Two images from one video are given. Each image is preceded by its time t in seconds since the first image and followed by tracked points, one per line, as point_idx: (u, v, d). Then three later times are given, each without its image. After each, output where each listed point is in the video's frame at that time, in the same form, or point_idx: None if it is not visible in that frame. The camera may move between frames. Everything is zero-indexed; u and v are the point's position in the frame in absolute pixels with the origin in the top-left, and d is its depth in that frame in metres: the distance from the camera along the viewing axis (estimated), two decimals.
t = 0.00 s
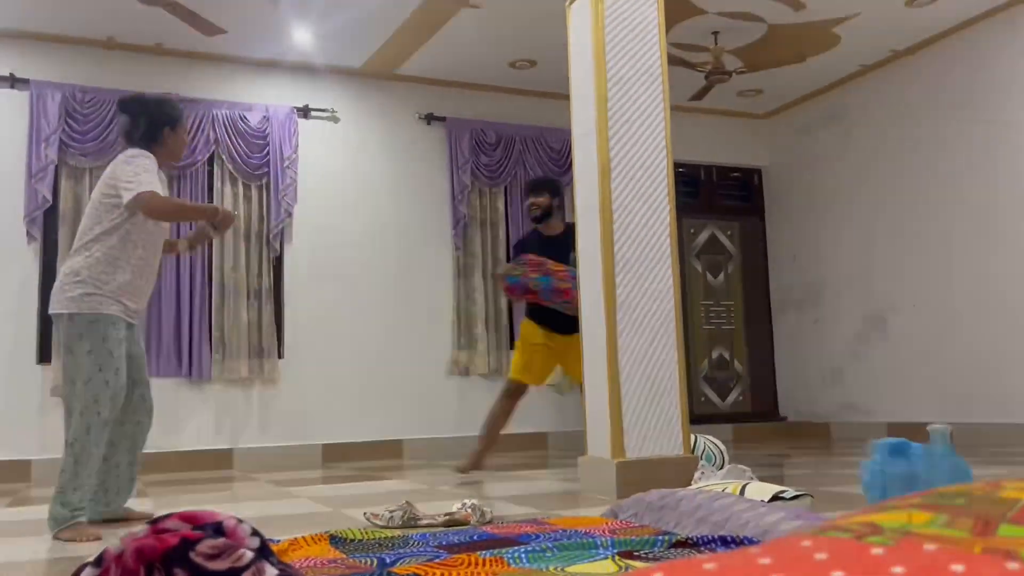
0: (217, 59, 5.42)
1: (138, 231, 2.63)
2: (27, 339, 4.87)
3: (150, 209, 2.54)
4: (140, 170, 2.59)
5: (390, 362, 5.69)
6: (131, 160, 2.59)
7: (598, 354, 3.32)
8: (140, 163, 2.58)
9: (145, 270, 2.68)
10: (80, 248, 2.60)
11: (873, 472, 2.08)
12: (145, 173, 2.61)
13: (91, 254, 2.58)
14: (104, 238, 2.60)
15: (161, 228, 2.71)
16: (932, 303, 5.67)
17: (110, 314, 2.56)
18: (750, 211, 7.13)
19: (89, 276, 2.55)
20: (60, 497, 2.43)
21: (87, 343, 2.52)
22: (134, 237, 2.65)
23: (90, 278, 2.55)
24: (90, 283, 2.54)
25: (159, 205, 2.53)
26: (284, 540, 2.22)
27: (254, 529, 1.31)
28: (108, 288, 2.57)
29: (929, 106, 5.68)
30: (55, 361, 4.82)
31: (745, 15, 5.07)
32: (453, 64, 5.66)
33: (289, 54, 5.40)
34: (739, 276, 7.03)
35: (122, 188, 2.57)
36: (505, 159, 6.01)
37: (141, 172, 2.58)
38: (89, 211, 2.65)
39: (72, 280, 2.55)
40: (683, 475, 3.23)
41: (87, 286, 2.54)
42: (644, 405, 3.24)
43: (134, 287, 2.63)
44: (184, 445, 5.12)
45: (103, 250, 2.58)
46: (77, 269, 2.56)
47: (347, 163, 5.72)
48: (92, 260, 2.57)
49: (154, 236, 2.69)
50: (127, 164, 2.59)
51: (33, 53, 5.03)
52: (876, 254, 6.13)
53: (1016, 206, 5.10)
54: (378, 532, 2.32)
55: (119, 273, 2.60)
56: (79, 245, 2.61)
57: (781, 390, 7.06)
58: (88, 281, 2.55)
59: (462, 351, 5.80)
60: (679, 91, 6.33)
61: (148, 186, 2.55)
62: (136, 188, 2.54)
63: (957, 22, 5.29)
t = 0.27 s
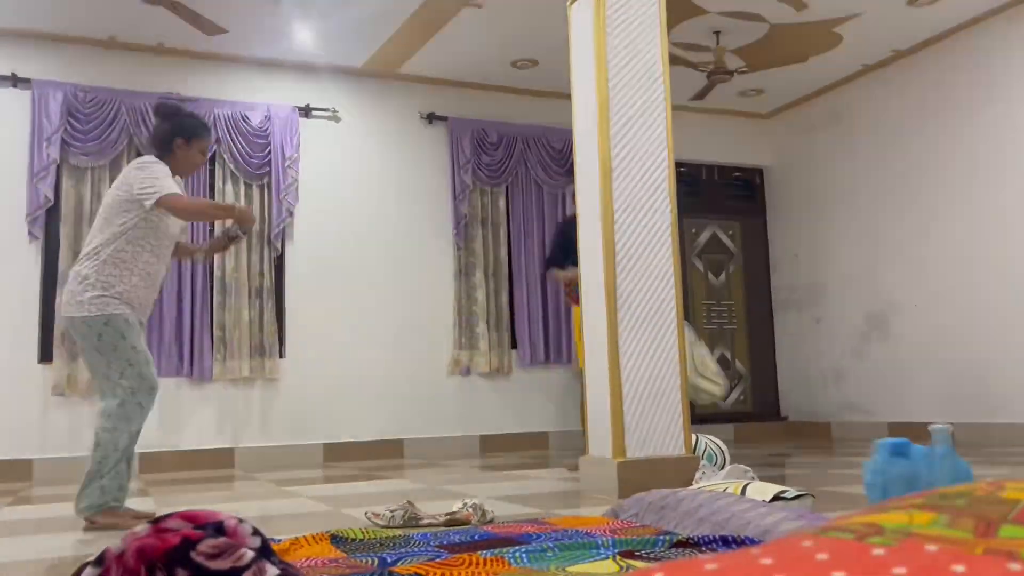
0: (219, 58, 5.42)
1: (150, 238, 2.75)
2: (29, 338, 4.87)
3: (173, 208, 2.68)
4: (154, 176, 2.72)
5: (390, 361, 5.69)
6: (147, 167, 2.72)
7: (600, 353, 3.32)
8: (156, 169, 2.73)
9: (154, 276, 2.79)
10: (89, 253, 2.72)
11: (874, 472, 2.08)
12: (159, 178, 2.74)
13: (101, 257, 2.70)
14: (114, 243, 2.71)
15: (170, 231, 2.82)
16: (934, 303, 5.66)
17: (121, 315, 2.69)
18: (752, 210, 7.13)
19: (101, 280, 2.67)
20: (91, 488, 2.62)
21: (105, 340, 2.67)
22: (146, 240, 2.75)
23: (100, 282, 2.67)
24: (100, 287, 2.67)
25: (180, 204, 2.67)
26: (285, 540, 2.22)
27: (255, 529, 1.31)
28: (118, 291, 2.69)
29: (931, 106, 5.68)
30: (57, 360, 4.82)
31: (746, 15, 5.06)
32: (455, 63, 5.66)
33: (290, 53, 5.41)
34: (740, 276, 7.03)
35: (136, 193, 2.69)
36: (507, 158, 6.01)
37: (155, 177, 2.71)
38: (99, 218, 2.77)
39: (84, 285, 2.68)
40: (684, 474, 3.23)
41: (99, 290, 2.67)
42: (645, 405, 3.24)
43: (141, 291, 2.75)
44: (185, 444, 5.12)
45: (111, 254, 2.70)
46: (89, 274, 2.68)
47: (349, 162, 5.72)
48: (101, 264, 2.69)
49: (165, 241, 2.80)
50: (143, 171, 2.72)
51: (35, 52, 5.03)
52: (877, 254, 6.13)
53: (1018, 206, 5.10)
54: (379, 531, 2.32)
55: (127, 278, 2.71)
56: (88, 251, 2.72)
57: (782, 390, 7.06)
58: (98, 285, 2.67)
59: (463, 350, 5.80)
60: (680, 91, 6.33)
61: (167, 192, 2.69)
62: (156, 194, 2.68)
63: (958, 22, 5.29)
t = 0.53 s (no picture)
0: (219, 57, 5.42)
1: (160, 244, 2.76)
2: (29, 337, 4.88)
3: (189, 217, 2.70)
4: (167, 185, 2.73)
5: (391, 360, 5.69)
6: (160, 175, 2.72)
7: (600, 352, 3.32)
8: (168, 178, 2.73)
9: (162, 281, 2.81)
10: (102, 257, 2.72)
11: (875, 471, 2.08)
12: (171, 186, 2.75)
13: (110, 262, 2.71)
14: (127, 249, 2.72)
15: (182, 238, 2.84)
16: (934, 302, 5.67)
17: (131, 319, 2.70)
18: (752, 210, 7.15)
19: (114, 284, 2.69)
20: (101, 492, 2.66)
21: (110, 347, 2.67)
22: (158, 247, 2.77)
23: (110, 288, 2.68)
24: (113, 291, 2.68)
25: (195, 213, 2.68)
26: (285, 538, 2.22)
27: (256, 527, 1.31)
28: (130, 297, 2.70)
29: (931, 105, 5.69)
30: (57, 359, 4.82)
31: (747, 14, 5.06)
32: (455, 62, 5.66)
33: (290, 53, 5.41)
34: (740, 275, 7.04)
35: (149, 202, 2.70)
36: (507, 157, 6.01)
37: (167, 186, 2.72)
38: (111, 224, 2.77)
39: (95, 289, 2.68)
40: (684, 473, 3.24)
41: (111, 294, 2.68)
42: (645, 404, 3.24)
43: (149, 296, 2.77)
44: (185, 443, 5.13)
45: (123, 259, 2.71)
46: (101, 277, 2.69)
47: (349, 161, 5.72)
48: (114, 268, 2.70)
49: (174, 247, 2.82)
50: (156, 179, 2.72)
51: (36, 51, 5.03)
52: (877, 253, 6.13)
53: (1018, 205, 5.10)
54: (380, 529, 2.32)
55: (137, 284, 2.73)
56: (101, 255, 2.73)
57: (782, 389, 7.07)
58: (110, 290, 2.68)
59: (464, 349, 5.81)
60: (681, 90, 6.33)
61: (183, 202, 2.70)
62: (171, 204, 2.69)
63: (958, 21, 5.29)
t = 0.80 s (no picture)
0: (219, 55, 5.41)
1: (183, 253, 2.85)
2: (28, 335, 4.87)
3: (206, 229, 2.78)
4: (188, 196, 2.82)
5: (390, 359, 5.69)
6: (182, 187, 2.82)
7: (599, 351, 3.32)
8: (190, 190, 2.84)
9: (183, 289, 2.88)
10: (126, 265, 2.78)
11: (875, 470, 2.07)
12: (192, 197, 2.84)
13: (135, 270, 2.77)
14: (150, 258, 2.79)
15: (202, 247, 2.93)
16: (933, 302, 5.67)
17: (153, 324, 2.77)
18: (751, 208, 7.20)
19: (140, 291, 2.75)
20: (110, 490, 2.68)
21: (132, 348, 2.73)
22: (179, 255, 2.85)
23: (136, 294, 2.75)
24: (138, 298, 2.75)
25: (213, 226, 2.77)
26: (284, 536, 2.22)
27: (255, 524, 1.31)
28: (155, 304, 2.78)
29: (931, 104, 5.68)
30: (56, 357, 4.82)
31: (747, 13, 5.06)
32: (455, 61, 5.66)
33: (290, 51, 5.41)
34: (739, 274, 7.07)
35: (171, 213, 2.79)
36: (507, 156, 6.01)
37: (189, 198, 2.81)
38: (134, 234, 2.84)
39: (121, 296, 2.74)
40: (684, 472, 3.24)
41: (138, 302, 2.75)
42: (645, 402, 3.24)
43: (173, 304, 2.85)
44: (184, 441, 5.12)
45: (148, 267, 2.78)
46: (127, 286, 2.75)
47: (349, 159, 5.72)
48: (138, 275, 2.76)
49: (197, 256, 2.91)
50: (178, 191, 2.82)
51: (36, 48, 5.03)
52: (877, 252, 6.13)
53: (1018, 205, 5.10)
54: (379, 528, 2.32)
55: (162, 291, 2.80)
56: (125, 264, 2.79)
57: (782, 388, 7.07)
58: (135, 295, 2.75)
59: (463, 348, 5.81)
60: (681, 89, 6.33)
61: (202, 213, 2.79)
62: (191, 215, 2.78)
63: (959, 20, 5.29)
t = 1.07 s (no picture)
0: (218, 53, 5.40)
1: (203, 250, 2.87)
2: (26, 332, 4.86)
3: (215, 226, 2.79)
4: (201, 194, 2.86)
5: (388, 359, 5.69)
6: (194, 185, 2.86)
7: (598, 350, 3.32)
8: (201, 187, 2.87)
9: (207, 289, 2.91)
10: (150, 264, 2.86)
11: (874, 469, 2.07)
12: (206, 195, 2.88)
13: (158, 268, 2.84)
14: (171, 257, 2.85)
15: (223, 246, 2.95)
16: (931, 301, 5.67)
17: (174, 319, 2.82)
18: (750, 208, 7.19)
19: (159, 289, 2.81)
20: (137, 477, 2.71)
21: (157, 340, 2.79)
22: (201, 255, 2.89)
23: (156, 291, 2.81)
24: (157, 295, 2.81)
25: (221, 223, 2.78)
26: (283, 534, 2.22)
27: (253, 522, 1.31)
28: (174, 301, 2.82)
29: (929, 104, 5.68)
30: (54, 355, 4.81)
31: (746, 12, 5.06)
32: (454, 59, 5.65)
33: (288, 49, 5.41)
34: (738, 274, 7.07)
35: (186, 211, 2.84)
36: (506, 154, 6.00)
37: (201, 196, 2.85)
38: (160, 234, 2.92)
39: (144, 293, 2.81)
40: (682, 470, 3.24)
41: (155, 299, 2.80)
42: (643, 401, 3.24)
43: (195, 300, 2.88)
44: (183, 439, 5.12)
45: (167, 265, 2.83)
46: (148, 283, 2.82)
47: (347, 157, 5.71)
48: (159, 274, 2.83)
49: (218, 255, 2.93)
50: (191, 189, 2.86)
51: (34, 46, 5.02)
52: (875, 251, 6.14)
53: (1016, 204, 5.10)
54: (377, 526, 2.32)
55: (183, 288, 2.85)
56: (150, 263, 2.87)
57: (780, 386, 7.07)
58: (154, 293, 2.81)
59: (462, 346, 5.81)
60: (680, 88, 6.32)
61: (211, 209, 2.82)
62: (202, 211, 2.81)
63: (957, 20, 5.29)
